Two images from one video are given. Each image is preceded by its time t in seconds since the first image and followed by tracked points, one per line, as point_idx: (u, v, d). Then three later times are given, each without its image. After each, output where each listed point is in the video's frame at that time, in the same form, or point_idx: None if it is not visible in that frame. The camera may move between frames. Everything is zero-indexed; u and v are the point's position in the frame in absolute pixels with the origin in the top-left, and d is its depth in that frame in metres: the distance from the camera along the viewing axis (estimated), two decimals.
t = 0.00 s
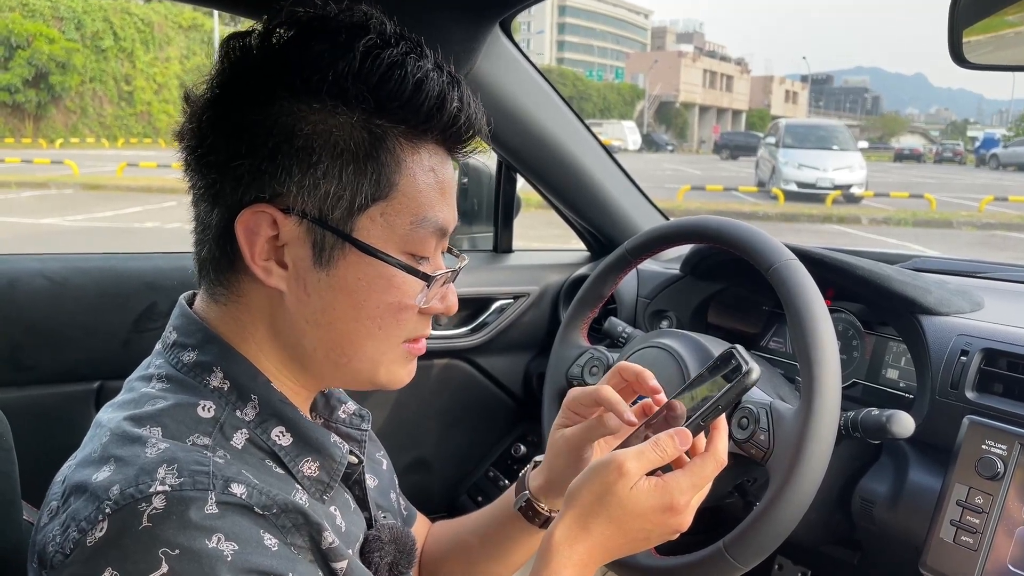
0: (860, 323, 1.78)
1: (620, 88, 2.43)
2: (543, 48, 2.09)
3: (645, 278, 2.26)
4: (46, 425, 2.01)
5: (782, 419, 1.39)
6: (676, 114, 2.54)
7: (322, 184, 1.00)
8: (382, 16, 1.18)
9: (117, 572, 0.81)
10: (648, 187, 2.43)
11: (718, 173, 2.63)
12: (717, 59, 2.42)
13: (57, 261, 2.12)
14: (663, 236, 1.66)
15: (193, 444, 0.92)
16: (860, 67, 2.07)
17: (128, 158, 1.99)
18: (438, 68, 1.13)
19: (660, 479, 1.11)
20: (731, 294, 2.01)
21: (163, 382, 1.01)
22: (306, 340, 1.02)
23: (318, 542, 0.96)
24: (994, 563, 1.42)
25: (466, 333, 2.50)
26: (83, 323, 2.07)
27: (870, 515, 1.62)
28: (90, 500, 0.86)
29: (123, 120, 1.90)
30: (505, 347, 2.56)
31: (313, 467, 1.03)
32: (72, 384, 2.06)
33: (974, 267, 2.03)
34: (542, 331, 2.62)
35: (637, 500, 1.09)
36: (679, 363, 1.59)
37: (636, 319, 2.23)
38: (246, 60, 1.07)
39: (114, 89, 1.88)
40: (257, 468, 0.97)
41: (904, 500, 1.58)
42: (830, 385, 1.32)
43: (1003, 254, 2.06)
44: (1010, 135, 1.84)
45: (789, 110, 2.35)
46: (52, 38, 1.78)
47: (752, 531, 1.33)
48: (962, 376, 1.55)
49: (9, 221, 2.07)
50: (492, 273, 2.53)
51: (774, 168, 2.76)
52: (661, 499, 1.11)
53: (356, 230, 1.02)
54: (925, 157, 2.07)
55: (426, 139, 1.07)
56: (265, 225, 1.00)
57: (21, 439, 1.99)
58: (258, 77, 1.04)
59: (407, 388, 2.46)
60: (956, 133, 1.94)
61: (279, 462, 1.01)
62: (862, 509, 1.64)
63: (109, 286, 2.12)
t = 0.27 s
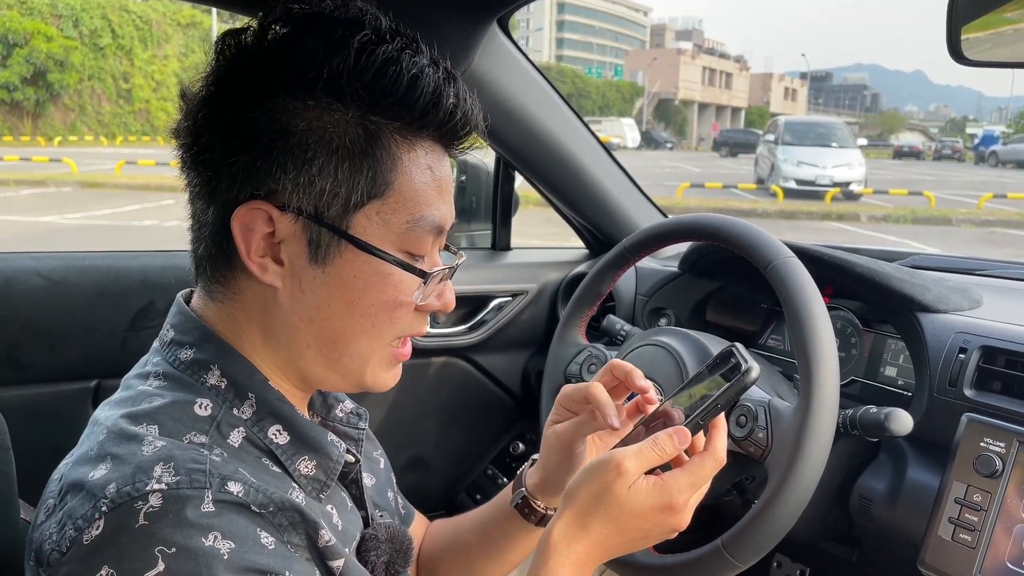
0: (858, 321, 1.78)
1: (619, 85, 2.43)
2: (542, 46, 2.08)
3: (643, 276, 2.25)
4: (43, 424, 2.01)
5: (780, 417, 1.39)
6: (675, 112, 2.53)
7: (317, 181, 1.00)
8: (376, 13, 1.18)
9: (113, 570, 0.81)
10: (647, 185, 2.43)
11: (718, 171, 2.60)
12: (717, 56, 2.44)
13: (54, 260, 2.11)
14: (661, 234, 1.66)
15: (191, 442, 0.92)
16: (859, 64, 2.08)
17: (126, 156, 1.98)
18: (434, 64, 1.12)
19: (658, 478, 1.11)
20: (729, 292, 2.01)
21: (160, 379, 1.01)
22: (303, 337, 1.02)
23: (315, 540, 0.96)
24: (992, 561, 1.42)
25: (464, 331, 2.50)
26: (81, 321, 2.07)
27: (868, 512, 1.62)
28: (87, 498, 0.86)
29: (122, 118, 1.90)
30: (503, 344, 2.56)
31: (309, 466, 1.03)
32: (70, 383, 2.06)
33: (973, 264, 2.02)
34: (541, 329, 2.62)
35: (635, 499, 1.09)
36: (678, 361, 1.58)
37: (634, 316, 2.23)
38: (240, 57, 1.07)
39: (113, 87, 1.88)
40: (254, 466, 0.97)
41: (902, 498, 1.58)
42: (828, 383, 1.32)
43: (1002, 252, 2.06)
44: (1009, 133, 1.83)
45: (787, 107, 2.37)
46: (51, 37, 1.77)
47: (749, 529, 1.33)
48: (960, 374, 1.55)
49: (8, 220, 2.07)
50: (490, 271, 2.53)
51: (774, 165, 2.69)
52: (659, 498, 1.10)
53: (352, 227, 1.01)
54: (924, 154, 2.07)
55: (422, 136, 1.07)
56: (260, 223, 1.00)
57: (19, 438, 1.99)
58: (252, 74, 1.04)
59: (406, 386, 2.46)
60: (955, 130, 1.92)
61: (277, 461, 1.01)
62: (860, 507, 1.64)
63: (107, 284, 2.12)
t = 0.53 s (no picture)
0: (857, 319, 1.79)
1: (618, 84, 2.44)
2: (540, 44, 2.07)
3: (642, 275, 2.25)
4: (42, 423, 2.01)
5: (779, 415, 1.39)
6: (674, 110, 2.55)
7: (309, 173, 1.00)
8: (362, 5, 1.18)
9: (116, 566, 0.81)
10: (646, 183, 2.43)
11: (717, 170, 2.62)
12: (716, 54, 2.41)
13: (52, 258, 2.10)
14: (660, 232, 1.66)
15: (193, 438, 0.92)
16: (858, 63, 2.07)
17: (125, 154, 1.98)
18: (420, 51, 1.12)
19: (660, 476, 1.11)
20: (728, 290, 2.01)
21: (162, 376, 1.01)
22: (300, 330, 1.02)
23: (317, 537, 0.96)
24: (991, 558, 1.42)
25: (464, 329, 2.50)
26: (80, 320, 2.07)
27: (867, 510, 1.62)
28: (90, 494, 0.85)
29: (121, 117, 1.89)
30: (503, 343, 2.57)
31: (312, 461, 1.03)
32: (69, 381, 2.06)
33: (971, 262, 2.03)
34: (540, 327, 2.62)
35: (637, 498, 1.09)
36: (677, 359, 1.58)
37: (633, 315, 2.23)
38: (227, 55, 1.07)
39: (111, 85, 1.87)
40: (257, 462, 0.96)
41: (901, 496, 1.58)
42: (827, 380, 1.32)
43: (1001, 250, 2.06)
44: (1007, 131, 1.85)
45: (787, 106, 2.35)
46: (49, 35, 1.78)
47: (748, 527, 1.33)
48: (959, 372, 1.55)
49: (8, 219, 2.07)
50: (490, 269, 2.53)
51: (774, 162, 2.68)
52: (661, 497, 1.10)
53: (347, 218, 1.01)
54: (922, 152, 2.07)
55: (412, 123, 1.06)
56: (255, 218, 1.00)
57: (18, 437, 1.98)
58: (239, 71, 1.04)
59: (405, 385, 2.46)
60: (954, 128, 1.94)
61: (279, 457, 1.01)
62: (859, 505, 1.64)
63: (105, 283, 2.11)
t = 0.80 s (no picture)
0: (856, 317, 1.78)
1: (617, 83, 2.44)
2: (539, 42, 2.08)
3: (641, 273, 2.25)
4: (40, 421, 2.01)
5: (777, 413, 1.39)
6: (673, 109, 2.55)
7: (310, 171, 1.00)
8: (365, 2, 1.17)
9: (116, 565, 0.81)
10: (645, 182, 2.42)
11: (716, 168, 2.63)
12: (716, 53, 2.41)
13: (50, 257, 2.10)
14: (660, 231, 1.66)
15: (192, 436, 0.92)
16: (856, 61, 2.07)
17: (124, 153, 1.97)
18: (423, 51, 1.12)
19: (660, 476, 1.11)
20: (727, 289, 2.01)
21: (161, 373, 1.00)
22: (302, 328, 1.02)
23: (317, 535, 0.96)
24: (989, 557, 1.43)
25: (463, 328, 2.50)
26: (78, 319, 2.06)
27: (866, 509, 1.62)
28: (90, 493, 0.85)
29: (120, 115, 1.89)
30: (502, 341, 2.57)
31: (312, 458, 1.02)
32: (67, 379, 2.06)
33: (970, 261, 2.03)
34: (540, 326, 2.62)
35: (637, 497, 1.09)
36: (676, 358, 1.58)
37: (632, 313, 2.23)
38: (228, 50, 1.06)
39: (110, 83, 1.87)
40: (257, 459, 0.96)
41: (900, 494, 1.58)
42: (825, 378, 1.32)
43: (1000, 249, 2.06)
44: (1006, 130, 1.82)
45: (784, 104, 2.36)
46: (47, 32, 1.77)
47: (746, 525, 1.33)
48: (957, 371, 1.55)
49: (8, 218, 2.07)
50: (488, 268, 2.53)
51: (772, 162, 2.70)
52: (661, 496, 1.10)
53: (348, 216, 1.01)
54: (921, 151, 2.08)
55: (414, 123, 1.06)
56: (256, 215, 1.00)
57: (18, 435, 1.99)
58: (239, 66, 1.03)
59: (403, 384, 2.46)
60: (952, 127, 1.95)
61: (279, 454, 1.00)
62: (857, 503, 1.64)
63: (104, 281, 2.11)
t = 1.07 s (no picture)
0: (855, 316, 1.78)
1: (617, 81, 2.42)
2: (538, 40, 2.07)
3: (640, 272, 2.25)
4: (38, 420, 2.01)
5: (777, 412, 1.39)
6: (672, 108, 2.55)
7: (303, 157, 1.00)
8: None
9: (127, 549, 0.80)
10: (644, 180, 2.42)
11: (715, 167, 2.63)
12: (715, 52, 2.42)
13: (48, 255, 2.09)
14: (660, 229, 1.66)
15: (203, 424, 0.92)
16: (855, 60, 2.08)
17: (123, 152, 1.97)
18: (412, 33, 1.11)
19: (669, 479, 1.11)
20: (727, 288, 2.01)
21: (172, 363, 1.00)
22: (302, 316, 1.02)
23: (326, 524, 0.96)
24: (988, 555, 1.43)
25: (461, 327, 2.49)
26: (77, 317, 2.06)
27: (865, 507, 1.62)
28: (102, 478, 0.85)
29: (119, 113, 1.89)
30: (501, 340, 2.57)
31: (320, 449, 1.02)
32: (65, 378, 2.06)
33: (969, 259, 2.03)
34: (539, 324, 2.62)
35: (645, 501, 1.09)
36: (676, 358, 1.57)
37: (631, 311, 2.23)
38: (218, 46, 1.07)
39: (108, 81, 1.86)
40: (266, 449, 0.96)
41: (899, 492, 1.58)
42: (824, 375, 1.32)
43: (1000, 247, 2.06)
44: (1005, 128, 1.81)
45: (783, 103, 2.38)
46: (46, 31, 1.76)
47: (745, 524, 1.33)
48: (956, 369, 1.55)
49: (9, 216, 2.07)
50: (488, 266, 2.53)
51: (771, 161, 2.72)
52: (670, 501, 1.10)
53: (345, 201, 1.01)
54: (920, 150, 2.09)
55: (405, 104, 1.06)
56: (253, 205, 1.00)
57: (17, 435, 1.99)
58: (230, 60, 1.04)
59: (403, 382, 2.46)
60: (951, 125, 1.95)
61: (288, 444, 1.00)
62: (856, 502, 1.64)
63: (103, 279, 2.11)
